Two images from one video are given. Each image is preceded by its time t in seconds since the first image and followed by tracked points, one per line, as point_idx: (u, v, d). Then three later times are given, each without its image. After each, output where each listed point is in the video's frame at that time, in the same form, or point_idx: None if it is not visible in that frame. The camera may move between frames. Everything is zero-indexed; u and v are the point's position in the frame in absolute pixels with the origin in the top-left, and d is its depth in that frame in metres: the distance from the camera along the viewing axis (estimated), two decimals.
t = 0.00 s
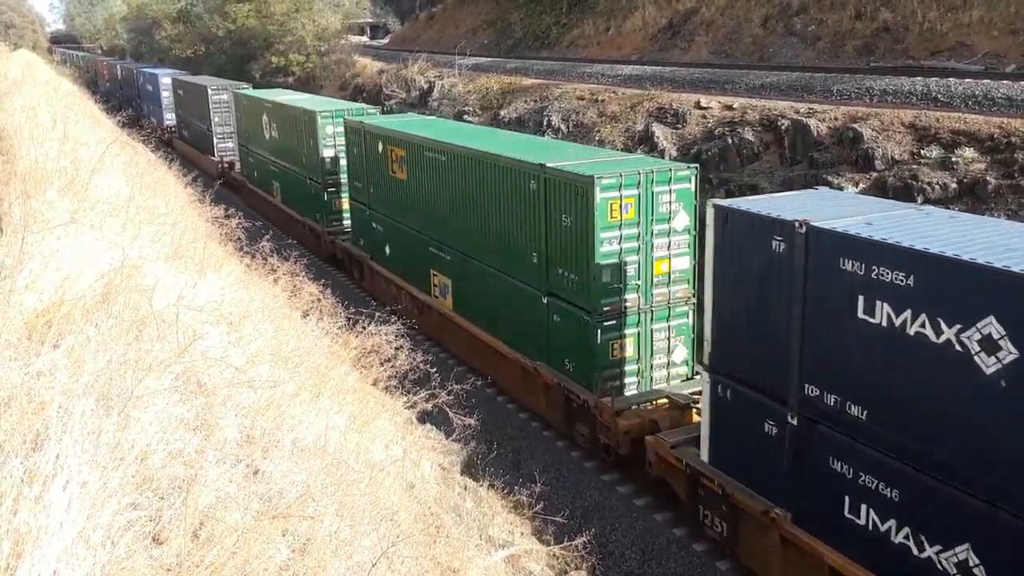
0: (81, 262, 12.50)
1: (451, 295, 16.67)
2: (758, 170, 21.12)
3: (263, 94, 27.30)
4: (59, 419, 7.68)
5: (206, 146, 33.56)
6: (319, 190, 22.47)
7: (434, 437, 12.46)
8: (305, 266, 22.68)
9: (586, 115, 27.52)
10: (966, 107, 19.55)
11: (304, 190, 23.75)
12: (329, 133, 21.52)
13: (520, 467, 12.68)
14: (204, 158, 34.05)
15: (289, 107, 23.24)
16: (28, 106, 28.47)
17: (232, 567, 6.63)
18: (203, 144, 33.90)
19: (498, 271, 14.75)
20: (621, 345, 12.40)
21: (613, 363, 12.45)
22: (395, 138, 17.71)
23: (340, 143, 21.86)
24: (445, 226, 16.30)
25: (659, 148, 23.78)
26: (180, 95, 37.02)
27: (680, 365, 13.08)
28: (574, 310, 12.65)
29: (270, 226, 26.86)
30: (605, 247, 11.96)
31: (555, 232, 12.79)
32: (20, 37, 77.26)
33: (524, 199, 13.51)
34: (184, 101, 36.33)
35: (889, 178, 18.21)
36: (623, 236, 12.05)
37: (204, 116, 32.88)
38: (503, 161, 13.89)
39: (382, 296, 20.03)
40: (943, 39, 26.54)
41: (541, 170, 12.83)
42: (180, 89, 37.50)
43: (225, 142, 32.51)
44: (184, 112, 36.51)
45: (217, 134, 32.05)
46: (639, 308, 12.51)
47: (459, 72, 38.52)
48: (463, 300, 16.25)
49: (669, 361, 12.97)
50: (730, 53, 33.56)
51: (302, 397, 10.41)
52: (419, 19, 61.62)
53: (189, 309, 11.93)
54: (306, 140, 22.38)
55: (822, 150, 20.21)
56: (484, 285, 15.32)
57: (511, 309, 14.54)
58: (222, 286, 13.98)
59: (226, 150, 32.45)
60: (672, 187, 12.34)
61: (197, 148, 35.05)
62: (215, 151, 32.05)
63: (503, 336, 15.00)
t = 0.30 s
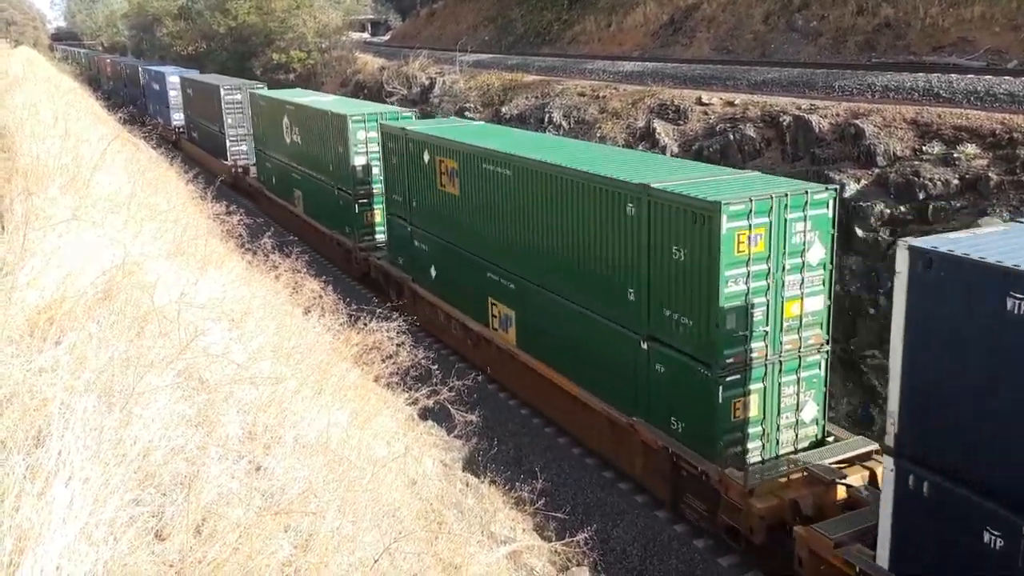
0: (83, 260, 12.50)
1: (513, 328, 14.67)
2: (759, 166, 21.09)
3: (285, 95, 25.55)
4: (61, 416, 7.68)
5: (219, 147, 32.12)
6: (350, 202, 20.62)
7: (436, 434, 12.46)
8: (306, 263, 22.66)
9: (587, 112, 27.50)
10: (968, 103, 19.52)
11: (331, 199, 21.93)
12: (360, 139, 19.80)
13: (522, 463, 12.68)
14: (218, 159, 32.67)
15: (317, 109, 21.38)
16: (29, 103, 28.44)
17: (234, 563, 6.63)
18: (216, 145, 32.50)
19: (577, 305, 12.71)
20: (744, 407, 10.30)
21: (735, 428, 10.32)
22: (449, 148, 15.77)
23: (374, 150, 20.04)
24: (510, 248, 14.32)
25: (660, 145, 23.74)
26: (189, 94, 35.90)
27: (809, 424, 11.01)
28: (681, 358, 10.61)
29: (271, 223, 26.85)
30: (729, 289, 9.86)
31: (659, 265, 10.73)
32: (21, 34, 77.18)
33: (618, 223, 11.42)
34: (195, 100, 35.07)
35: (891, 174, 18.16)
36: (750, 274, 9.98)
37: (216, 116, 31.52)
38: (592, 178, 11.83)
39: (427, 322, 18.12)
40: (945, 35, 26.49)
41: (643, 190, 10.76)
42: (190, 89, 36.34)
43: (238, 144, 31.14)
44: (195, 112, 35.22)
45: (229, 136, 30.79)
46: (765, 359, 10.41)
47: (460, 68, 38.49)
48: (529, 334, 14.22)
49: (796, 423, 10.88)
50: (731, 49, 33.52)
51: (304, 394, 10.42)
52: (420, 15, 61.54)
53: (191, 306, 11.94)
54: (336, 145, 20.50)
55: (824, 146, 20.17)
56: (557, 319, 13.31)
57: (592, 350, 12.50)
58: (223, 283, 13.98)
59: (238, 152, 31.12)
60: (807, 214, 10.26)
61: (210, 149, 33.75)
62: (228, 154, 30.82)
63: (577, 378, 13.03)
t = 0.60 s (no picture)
0: (89, 265, 12.54)
1: (602, 383, 12.53)
2: (763, 172, 21.07)
3: (312, 105, 24.25)
4: (68, 420, 7.71)
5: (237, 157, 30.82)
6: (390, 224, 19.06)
7: (440, 439, 12.45)
8: (311, 269, 22.66)
9: (592, 118, 27.54)
10: (972, 109, 19.49)
11: (366, 218, 20.49)
12: (402, 156, 18.39)
13: (526, 469, 12.67)
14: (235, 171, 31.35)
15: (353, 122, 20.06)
16: (35, 109, 28.58)
17: (240, 569, 6.64)
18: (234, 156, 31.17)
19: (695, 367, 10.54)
20: (939, 513, 8.03)
21: (928, 537, 8.05)
22: (527, 174, 13.66)
23: (417, 168, 18.62)
24: (603, 294, 12.18)
25: (664, 151, 23.74)
26: (203, 101, 34.63)
27: (1008, 526, 8.63)
28: (848, 445, 8.44)
29: (276, 228, 26.88)
30: (930, 364, 7.61)
31: (823, 329, 8.55)
32: (28, 41, 77.66)
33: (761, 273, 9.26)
34: (209, 107, 33.70)
35: (896, 181, 18.11)
36: (956, 345, 7.70)
37: (234, 125, 30.21)
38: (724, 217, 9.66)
39: (484, 364, 16.06)
40: (950, 41, 26.48)
41: (802, 236, 8.60)
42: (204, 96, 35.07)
43: (258, 156, 29.93)
44: (210, 120, 33.93)
45: (248, 148, 29.56)
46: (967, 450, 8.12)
47: (464, 74, 38.59)
48: (622, 390, 12.11)
49: (997, 528, 8.52)
50: (736, 55, 33.56)
51: (309, 399, 10.43)
52: (425, 21, 61.68)
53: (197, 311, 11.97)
54: (375, 163, 18.99)
55: (829, 152, 20.17)
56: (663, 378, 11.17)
57: (712, 419, 10.39)
58: (229, 288, 14.02)
59: (257, 165, 29.89)
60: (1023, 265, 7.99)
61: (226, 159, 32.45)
62: (248, 167, 29.60)
63: (648, 425, 11.71)
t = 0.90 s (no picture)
0: (89, 265, 12.55)
1: (721, 455, 10.22)
2: (765, 173, 21.03)
3: (343, 112, 22.32)
4: (68, 420, 7.71)
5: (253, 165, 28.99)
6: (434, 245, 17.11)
7: (441, 439, 12.44)
8: (313, 269, 22.64)
9: (593, 118, 27.51)
10: (974, 110, 19.47)
11: (405, 238, 18.56)
12: (451, 170, 16.51)
13: (527, 469, 12.67)
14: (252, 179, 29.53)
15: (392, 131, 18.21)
16: (38, 109, 28.63)
17: (239, 568, 6.63)
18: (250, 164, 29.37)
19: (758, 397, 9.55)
20: None
21: None
22: (574, 185, 12.44)
23: (468, 183, 16.74)
24: (657, 316, 11.07)
25: (666, 152, 23.73)
26: (217, 105, 32.96)
27: None
28: None
29: (278, 228, 26.87)
30: None
31: (918, 365, 7.53)
32: (31, 41, 77.86)
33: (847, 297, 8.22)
34: (224, 111, 31.99)
35: (898, 181, 18.10)
36: None
37: (250, 131, 28.49)
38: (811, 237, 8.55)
39: (557, 417, 13.88)
40: (952, 42, 26.44)
41: (908, 260, 7.48)
42: (217, 99, 33.43)
43: (275, 163, 28.14)
44: (225, 125, 32.22)
45: (265, 156, 27.80)
46: None
47: (466, 74, 38.59)
48: (670, 416, 11.12)
49: None
50: (738, 55, 33.55)
51: (309, 399, 10.43)
52: (427, 21, 61.66)
53: (197, 310, 11.97)
54: (419, 176, 17.10)
55: (831, 152, 20.15)
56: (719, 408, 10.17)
57: (768, 452, 9.47)
58: (230, 288, 14.02)
59: (274, 173, 28.12)
60: None
61: (242, 167, 30.70)
62: (264, 176, 27.80)
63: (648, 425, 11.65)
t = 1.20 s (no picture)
0: (85, 263, 12.52)
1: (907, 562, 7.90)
2: (761, 169, 21.05)
3: (372, 117, 20.29)
4: (63, 419, 7.68)
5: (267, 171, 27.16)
6: (486, 271, 15.24)
7: (438, 437, 12.43)
8: (309, 267, 22.65)
9: (589, 115, 27.49)
10: (969, 106, 19.50)
11: (451, 261, 16.69)
12: (508, 185, 14.65)
13: (525, 465, 12.67)
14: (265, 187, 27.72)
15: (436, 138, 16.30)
16: (33, 107, 28.56)
17: (236, 567, 6.62)
18: (262, 170, 27.49)
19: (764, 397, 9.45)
20: None
21: None
22: (682, 209, 10.26)
23: (525, 199, 14.89)
24: (664, 317, 10.90)
25: (662, 148, 23.73)
26: (223, 107, 31.20)
27: None
28: None
29: (274, 226, 26.87)
30: None
31: (924, 365, 7.49)
32: (25, 39, 77.65)
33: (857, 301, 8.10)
34: (231, 114, 30.21)
35: (894, 177, 18.14)
36: None
37: (262, 135, 26.68)
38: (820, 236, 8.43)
39: (652, 483, 11.67)
40: (947, 37, 26.48)
41: (911, 259, 7.46)
42: (222, 100, 31.62)
43: (290, 169, 26.31)
44: (233, 130, 30.40)
45: (278, 162, 26.00)
46: None
47: (462, 71, 38.54)
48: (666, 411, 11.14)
49: None
50: (733, 51, 33.57)
51: (306, 396, 10.41)
52: (423, 18, 61.58)
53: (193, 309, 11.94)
54: (470, 190, 15.25)
55: (827, 149, 20.16)
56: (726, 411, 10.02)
57: (764, 448, 9.50)
58: (226, 286, 14.00)
59: (289, 180, 26.34)
60: None
61: (253, 175, 28.87)
62: (278, 185, 26.12)
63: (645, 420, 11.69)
